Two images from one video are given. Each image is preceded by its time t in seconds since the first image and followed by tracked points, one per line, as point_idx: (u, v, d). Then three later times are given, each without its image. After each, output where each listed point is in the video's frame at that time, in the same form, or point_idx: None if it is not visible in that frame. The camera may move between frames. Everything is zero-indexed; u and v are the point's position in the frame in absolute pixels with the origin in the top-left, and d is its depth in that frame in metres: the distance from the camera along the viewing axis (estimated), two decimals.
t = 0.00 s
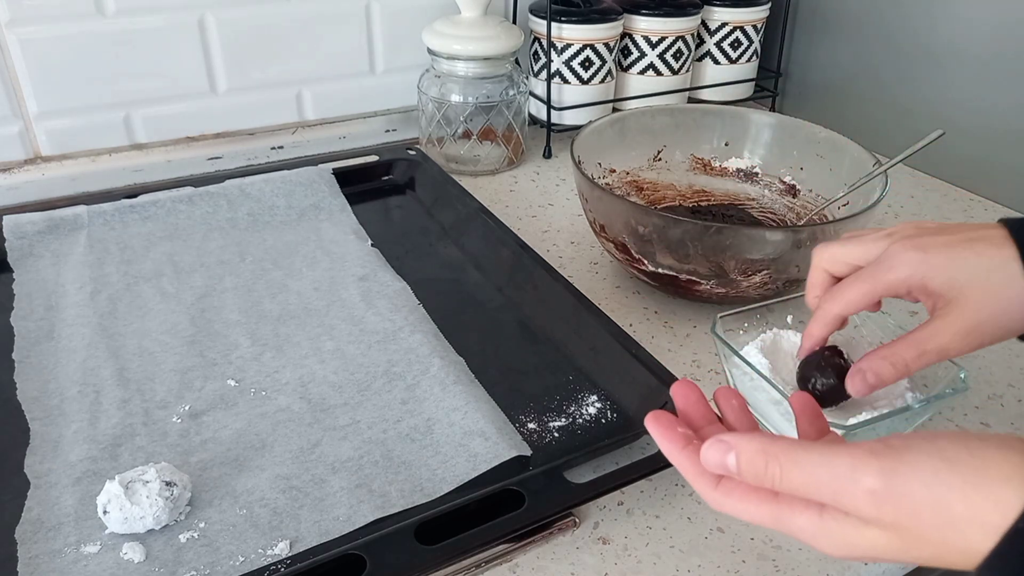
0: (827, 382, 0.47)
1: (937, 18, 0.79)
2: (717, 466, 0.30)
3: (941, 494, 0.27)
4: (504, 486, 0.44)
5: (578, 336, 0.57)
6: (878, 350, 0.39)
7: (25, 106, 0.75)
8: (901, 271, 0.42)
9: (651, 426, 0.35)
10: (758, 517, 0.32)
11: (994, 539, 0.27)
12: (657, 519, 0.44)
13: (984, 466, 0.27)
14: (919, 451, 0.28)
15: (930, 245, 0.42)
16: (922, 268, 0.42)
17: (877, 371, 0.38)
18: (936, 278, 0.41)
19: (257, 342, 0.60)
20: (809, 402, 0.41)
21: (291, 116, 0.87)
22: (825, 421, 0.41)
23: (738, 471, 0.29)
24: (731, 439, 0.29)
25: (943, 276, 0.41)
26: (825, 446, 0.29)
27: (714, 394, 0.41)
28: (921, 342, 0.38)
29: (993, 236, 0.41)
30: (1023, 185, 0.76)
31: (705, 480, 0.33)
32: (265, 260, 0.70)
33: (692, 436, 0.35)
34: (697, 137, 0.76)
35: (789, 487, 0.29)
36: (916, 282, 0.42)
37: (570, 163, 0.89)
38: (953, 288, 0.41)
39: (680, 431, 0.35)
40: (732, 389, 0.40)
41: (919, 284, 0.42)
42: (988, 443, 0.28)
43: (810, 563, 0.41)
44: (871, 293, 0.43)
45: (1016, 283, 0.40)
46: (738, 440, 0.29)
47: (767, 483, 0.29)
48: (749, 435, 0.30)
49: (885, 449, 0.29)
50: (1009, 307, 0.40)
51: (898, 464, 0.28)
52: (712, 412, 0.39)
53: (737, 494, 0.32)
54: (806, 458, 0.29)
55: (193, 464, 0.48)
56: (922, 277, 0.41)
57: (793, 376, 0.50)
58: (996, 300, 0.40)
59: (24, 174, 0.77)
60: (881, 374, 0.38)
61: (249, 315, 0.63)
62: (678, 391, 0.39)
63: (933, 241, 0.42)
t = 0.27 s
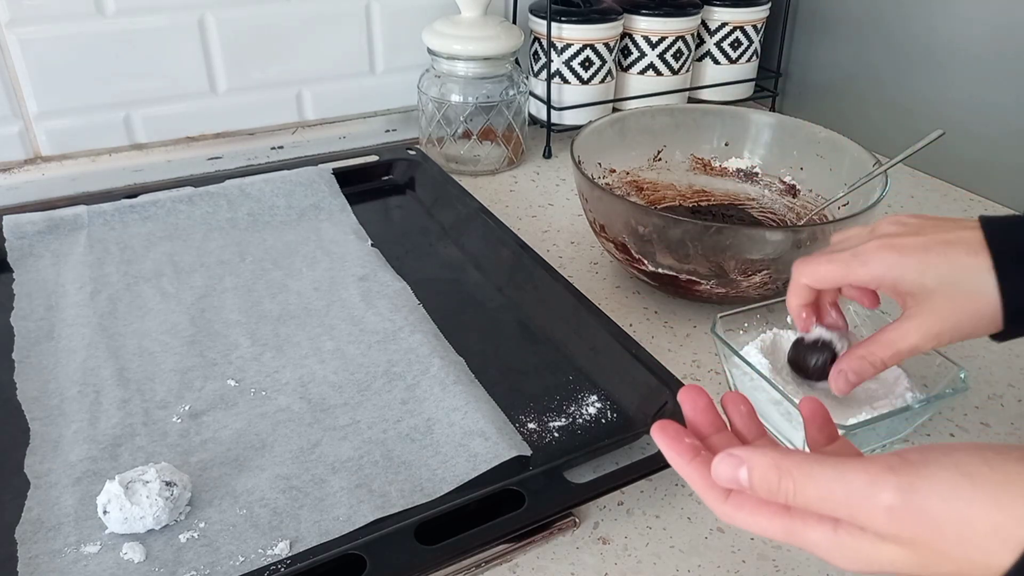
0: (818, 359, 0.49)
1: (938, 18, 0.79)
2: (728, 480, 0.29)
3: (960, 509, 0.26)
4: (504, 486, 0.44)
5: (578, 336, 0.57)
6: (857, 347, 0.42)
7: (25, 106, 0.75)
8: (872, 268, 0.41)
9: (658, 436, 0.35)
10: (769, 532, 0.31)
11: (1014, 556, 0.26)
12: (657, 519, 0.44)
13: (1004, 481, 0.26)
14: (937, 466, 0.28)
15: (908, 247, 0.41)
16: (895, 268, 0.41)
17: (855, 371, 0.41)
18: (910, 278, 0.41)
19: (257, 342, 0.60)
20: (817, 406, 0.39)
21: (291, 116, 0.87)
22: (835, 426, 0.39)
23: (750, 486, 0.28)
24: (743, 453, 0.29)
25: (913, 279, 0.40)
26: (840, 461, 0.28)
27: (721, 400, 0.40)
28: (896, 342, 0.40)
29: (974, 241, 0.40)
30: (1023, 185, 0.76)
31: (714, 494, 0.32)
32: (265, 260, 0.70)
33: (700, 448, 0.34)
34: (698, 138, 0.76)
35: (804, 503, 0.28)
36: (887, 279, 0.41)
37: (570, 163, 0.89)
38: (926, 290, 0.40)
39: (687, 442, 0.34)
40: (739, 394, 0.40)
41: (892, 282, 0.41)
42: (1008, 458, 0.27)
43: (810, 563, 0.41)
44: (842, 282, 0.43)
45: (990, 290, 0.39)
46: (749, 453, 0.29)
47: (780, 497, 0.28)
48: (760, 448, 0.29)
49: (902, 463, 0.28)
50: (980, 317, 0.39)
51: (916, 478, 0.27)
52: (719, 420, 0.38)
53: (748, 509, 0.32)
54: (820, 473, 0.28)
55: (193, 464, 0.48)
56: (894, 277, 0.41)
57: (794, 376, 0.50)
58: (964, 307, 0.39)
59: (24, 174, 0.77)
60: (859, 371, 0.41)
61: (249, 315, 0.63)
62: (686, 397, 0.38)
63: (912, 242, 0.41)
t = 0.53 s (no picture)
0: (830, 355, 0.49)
1: (938, 18, 0.79)
2: (732, 482, 0.29)
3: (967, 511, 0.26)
4: (504, 486, 0.44)
5: (579, 336, 0.57)
6: (891, 297, 0.42)
7: (25, 106, 0.75)
8: (902, 226, 0.42)
9: (661, 437, 0.34)
10: (774, 535, 0.31)
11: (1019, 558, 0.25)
12: (657, 519, 0.44)
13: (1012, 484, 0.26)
14: (944, 469, 0.28)
15: (937, 203, 0.42)
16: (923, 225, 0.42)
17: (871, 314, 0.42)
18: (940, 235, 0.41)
19: (257, 342, 0.60)
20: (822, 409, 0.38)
21: (291, 116, 0.87)
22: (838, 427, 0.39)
23: (756, 489, 0.28)
24: (747, 455, 0.28)
25: (945, 234, 0.41)
26: (847, 464, 0.28)
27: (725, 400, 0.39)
28: (915, 297, 0.41)
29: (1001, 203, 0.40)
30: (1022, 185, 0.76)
31: (718, 496, 0.32)
32: (265, 260, 0.70)
33: (703, 449, 0.34)
34: (697, 137, 0.76)
35: (810, 506, 0.28)
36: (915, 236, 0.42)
37: (570, 163, 0.89)
38: (954, 244, 0.41)
39: (691, 443, 0.34)
40: (742, 395, 0.39)
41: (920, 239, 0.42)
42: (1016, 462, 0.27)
43: (810, 563, 0.42)
44: (871, 256, 0.44)
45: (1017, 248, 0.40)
46: (754, 456, 0.28)
47: (785, 501, 0.28)
48: (765, 451, 0.29)
49: (908, 466, 0.28)
50: (1005, 275, 0.40)
51: (923, 481, 0.27)
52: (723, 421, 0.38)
53: (752, 511, 0.31)
54: (824, 475, 0.28)
55: (193, 464, 0.48)
56: (923, 234, 0.42)
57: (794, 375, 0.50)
58: (991, 259, 0.40)
59: (24, 174, 0.77)
60: (873, 316, 0.42)
61: (249, 315, 0.63)
62: (690, 395, 0.38)
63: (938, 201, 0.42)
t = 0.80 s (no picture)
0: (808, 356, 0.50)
1: (938, 18, 0.79)
2: (736, 480, 0.28)
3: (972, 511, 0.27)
4: (504, 486, 0.44)
5: (579, 336, 0.57)
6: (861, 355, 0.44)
7: (25, 106, 0.75)
8: (869, 280, 0.42)
9: (664, 438, 0.34)
10: (777, 534, 0.31)
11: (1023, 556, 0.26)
12: (657, 519, 0.44)
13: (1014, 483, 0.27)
14: (946, 468, 0.28)
15: (901, 255, 0.43)
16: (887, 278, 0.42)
17: (855, 382, 0.43)
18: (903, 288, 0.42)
19: (257, 342, 0.60)
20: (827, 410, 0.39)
21: (291, 116, 0.87)
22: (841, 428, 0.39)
23: (758, 487, 0.28)
24: (751, 453, 0.28)
25: (913, 287, 0.42)
26: (849, 462, 0.28)
27: (730, 401, 0.39)
28: (894, 355, 0.42)
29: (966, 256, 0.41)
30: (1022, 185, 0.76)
31: (721, 496, 0.32)
32: (265, 260, 0.70)
33: (707, 450, 0.34)
34: (697, 137, 0.76)
35: (813, 505, 0.28)
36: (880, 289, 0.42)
37: (570, 163, 0.89)
38: (918, 297, 0.42)
39: (694, 445, 0.34)
40: (748, 397, 0.39)
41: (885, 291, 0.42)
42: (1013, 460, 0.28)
43: (810, 563, 0.42)
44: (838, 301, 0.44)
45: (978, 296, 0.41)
46: (758, 454, 0.28)
47: (788, 499, 0.28)
48: (769, 449, 0.29)
49: (911, 465, 0.28)
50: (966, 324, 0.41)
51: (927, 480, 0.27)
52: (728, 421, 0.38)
53: (756, 510, 0.31)
54: (828, 474, 0.28)
55: (193, 464, 0.48)
56: (892, 287, 0.42)
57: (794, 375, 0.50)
58: (959, 311, 0.41)
59: (24, 174, 0.77)
60: (859, 382, 0.43)
61: (249, 315, 0.63)
62: (695, 396, 0.38)
63: (901, 251, 0.43)
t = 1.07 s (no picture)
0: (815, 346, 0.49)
1: (938, 18, 0.79)
2: (728, 505, 0.29)
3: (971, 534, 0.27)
4: (504, 486, 0.44)
5: (579, 336, 0.57)
6: (850, 284, 0.41)
7: (25, 106, 0.75)
8: (879, 225, 0.41)
9: (653, 464, 0.34)
10: (772, 560, 0.31)
11: None
12: (657, 519, 0.44)
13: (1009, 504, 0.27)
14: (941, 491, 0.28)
15: (912, 203, 0.42)
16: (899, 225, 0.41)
17: (842, 304, 0.40)
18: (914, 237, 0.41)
19: (257, 342, 0.60)
20: (816, 428, 0.38)
21: (291, 116, 0.87)
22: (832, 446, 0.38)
23: (750, 512, 0.28)
24: (742, 477, 0.28)
25: (922, 235, 0.41)
26: (843, 487, 0.28)
27: (720, 421, 0.39)
28: (885, 291, 0.40)
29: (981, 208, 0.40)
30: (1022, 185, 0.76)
31: (712, 520, 0.32)
32: (266, 260, 0.70)
33: (697, 473, 0.34)
34: (697, 137, 0.76)
35: (808, 531, 0.28)
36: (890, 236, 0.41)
37: (570, 163, 0.89)
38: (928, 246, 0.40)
39: (683, 468, 0.33)
40: (738, 415, 0.39)
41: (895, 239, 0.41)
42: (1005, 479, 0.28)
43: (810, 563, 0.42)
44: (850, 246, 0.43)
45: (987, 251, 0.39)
46: (749, 478, 0.28)
47: (781, 525, 0.28)
48: (759, 473, 0.29)
49: (906, 489, 0.28)
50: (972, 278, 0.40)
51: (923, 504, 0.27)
52: (717, 442, 0.37)
53: (748, 535, 0.31)
54: (824, 500, 0.28)
55: (193, 464, 0.48)
56: (898, 233, 0.41)
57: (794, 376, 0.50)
58: (963, 265, 0.40)
59: (24, 174, 0.77)
60: (843, 306, 0.40)
61: (249, 315, 0.63)
62: (684, 417, 0.38)
63: (914, 200, 0.42)
